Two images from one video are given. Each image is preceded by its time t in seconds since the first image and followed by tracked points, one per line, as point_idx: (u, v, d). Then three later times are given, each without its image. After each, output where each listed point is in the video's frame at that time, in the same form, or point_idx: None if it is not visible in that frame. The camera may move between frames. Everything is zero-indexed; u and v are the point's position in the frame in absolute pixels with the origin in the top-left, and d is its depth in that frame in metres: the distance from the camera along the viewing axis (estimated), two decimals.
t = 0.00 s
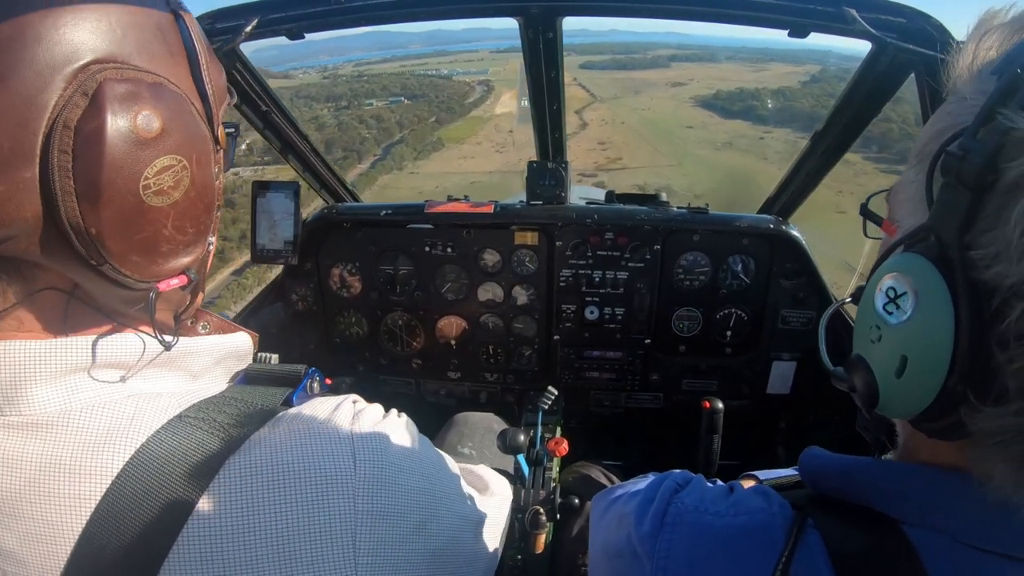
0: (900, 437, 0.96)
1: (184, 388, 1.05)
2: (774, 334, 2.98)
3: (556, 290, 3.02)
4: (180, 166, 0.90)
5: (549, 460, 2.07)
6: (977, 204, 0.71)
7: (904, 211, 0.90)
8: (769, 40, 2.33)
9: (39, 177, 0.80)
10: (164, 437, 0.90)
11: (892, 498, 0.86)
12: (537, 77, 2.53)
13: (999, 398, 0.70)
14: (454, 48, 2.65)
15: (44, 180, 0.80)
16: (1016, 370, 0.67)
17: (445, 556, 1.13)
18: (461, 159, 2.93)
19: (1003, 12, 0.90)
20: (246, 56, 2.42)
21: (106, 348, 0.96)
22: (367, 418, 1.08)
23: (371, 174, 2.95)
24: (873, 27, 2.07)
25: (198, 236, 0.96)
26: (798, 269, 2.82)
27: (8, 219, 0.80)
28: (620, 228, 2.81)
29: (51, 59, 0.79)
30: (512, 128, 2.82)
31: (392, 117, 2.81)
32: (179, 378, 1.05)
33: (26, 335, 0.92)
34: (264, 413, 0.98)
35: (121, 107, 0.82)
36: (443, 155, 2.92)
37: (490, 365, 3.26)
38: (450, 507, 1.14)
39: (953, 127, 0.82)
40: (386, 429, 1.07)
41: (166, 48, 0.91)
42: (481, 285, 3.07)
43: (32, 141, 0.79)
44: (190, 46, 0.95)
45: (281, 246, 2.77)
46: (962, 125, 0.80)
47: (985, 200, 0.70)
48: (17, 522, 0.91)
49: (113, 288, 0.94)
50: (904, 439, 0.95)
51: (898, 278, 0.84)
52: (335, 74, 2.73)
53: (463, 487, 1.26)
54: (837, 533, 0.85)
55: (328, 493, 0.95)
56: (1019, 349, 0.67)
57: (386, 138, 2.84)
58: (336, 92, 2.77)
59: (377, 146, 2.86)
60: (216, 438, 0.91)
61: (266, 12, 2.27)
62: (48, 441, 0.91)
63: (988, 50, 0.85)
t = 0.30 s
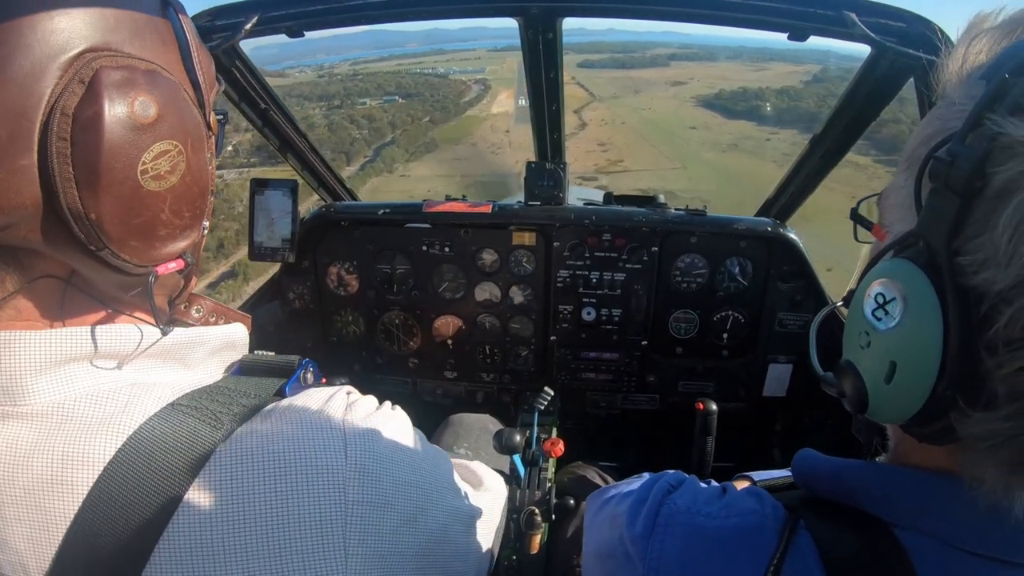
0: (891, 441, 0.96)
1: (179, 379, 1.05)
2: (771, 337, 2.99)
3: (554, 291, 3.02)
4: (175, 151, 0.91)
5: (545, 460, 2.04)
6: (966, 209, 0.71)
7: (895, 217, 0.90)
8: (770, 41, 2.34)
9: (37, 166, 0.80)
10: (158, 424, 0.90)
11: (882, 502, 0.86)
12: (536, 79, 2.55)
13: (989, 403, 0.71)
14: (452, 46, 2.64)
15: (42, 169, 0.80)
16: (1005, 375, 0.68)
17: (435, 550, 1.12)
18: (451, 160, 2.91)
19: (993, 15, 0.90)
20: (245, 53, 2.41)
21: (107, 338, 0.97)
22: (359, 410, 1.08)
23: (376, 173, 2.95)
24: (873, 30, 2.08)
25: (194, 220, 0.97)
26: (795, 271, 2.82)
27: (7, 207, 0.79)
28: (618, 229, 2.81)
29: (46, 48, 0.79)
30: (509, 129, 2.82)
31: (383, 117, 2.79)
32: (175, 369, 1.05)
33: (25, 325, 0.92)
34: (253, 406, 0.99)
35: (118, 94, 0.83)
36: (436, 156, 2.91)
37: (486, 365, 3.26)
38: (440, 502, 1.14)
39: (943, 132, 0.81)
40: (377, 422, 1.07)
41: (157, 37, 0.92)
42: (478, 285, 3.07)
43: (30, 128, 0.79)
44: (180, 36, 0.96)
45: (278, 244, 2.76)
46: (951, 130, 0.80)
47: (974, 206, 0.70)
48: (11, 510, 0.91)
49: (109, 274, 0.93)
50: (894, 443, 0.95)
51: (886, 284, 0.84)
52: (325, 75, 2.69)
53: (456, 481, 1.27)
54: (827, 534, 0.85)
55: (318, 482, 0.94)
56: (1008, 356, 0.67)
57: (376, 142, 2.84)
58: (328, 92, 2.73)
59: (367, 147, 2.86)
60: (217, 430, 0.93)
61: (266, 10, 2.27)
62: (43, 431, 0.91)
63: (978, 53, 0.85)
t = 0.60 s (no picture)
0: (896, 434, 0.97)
1: (175, 379, 1.04)
2: (768, 336, 2.99)
3: (550, 292, 3.02)
4: (171, 157, 0.90)
5: (543, 460, 2.03)
6: (974, 204, 0.71)
7: (902, 210, 0.91)
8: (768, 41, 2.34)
9: (32, 173, 0.80)
10: (154, 422, 0.90)
11: (888, 495, 0.86)
12: (531, 79, 2.55)
13: (999, 395, 0.71)
14: (450, 44, 2.60)
15: (37, 173, 0.80)
16: (1015, 367, 0.68)
17: (434, 545, 1.12)
18: (447, 160, 2.91)
19: (1000, 11, 0.91)
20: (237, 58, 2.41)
21: (102, 338, 0.96)
22: (354, 403, 1.08)
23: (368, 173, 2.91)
24: (867, 28, 2.08)
25: (190, 225, 0.96)
26: (791, 270, 2.83)
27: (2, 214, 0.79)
28: (614, 229, 2.81)
29: (39, 53, 0.78)
30: (507, 129, 2.83)
31: (377, 117, 2.74)
32: (173, 372, 1.04)
33: (22, 328, 0.92)
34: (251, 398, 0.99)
35: (113, 100, 0.82)
36: (433, 155, 2.89)
37: (484, 366, 3.25)
38: (438, 497, 1.13)
39: (952, 126, 0.82)
40: (374, 416, 1.07)
41: (153, 39, 0.91)
42: (476, 286, 3.06)
43: (24, 136, 0.78)
44: (174, 36, 0.95)
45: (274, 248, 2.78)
46: (958, 125, 0.81)
47: (982, 200, 0.70)
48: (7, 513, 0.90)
49: (103, 276, 0.92)
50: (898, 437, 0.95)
51: (895, 276, 0.84)
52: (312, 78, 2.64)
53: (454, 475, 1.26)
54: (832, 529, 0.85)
55: (315, 478, 0.94)
56: (1017, 348, 0.67)
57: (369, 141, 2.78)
58: (322, 91, 2.68)
59: (359, 147, 2.80)
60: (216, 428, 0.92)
61: (261, 13, 2.27)
62: (37, 432, 0.91)
63: (986, 49, 0.86)
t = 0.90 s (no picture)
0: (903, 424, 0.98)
1: (181, 393, 1.05)
2: (768, 329, 3.00)
3: (550, 291, 3.02)
4: (179, 185, 0.91)
5: (546, 461, 2.04)
6: (980, 190, 0.71)
7: (906, 198, 0.91)
8: (784, 44, 2.36)
9: (38, 200, 0.79)
10: (163, 440, 0.91)
11: (899, 486, 0.86)
12: (524, 78, 2.54)
13: (1008, 380, 0.71)
14: (453, 42, 2.56)
15: (43, 203, 0.80)
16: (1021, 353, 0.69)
17: (443, 558, 1.12)
18: (441, 157, 2.86)
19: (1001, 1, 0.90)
20: (233, 67, 2.44)
21: (111, 357, 0.97)
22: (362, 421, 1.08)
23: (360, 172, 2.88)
24: (859, 20, 2.09)
25: (195, 253, 0.97)
26: (790, 263, 2.83)
27: (9, 239, 0.78)
28: (613, 227, 2.82)
29: (49, 76, 0.78)
30: (507, 128, 2.81)
31: (373, 114, 2.72)
32: (179, 387, 1.05)
33: (26, 347, 0.92)
34: (261, 416, 0.99)
35: (122, 127, 0.82)
36: (430, 155, 2.84)
37: (485, 367, 3.26)
38: (447, 509, 1.13)
39: (955, 114, 0.82)
40: (382, 430, 1.07)
41: (165, 60, 0.91)
42: (475, 287, 3.06)
43: (31, 161, 0.78)
44: (187, 56, 0.95)
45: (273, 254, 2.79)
46: (962, 113, 0.81)
47: (987, 186, 0.71)
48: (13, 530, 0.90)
49: (115, 304, 0.94)
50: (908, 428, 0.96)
51: (901, 264, 0.84)
52: (314, 75, 2.63)
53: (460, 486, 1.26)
54: (840, 514, 0.85)
55: (324, 492, 0.94)
56: None
57: (366, 139, 2.77)
58: (319, 87, 2.66)
59: (350, 147, 2.79)
60: (218, 441, 0.93)
61: (255, 19, 2.27)
62: (42, 451, 0.90)
63: (985, 39, 0.86)
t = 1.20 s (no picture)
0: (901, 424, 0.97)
1: (177, 393, 1.04)
2: (769, 327, 2.99)
3: (550, 290, 3.02)
4: (164, 184, 0.91)
5: (547, 459, 2.06)
6: (970, 184, 0.72)
7: (902, 197, 0.91)
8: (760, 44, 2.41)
9: (23, 200, 0.80)
10: (156, 440, 0.91)
11: (898, 484, 0.86)
12: (524, 76, 2.53)
13: (1006, 373, 0.71)
14: (458, 39, 2.51)
15: (28, 203, 0.80)
16: (1018, 344, 0.68)
17: (439, 556, 1.12)
18: (442, 155, 2.86)
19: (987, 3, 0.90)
20: (234, 69, 2.44)
21: (98, 355, 0.97)
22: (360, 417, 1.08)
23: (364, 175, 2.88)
24: (858, 17, 2.08)
25: (182, 251, 0.97)
26: (790, 261, 2.84)
27: None
28: (613, 225, 2.82)
29: (32, 77, 0.78)
30: (510, 128, 2.81)
31: (371, 110, 2.67)
32: (174, 388, 1.05)
33: (19, 346, 0.93)
34: (258, 413, 0.99)
35: (104, 127, 0.82)
36: (428, 155, 2.83)
37: (486, 366, 3.26)
38: (443, 508, 1.13)
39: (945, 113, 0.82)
40: (380, 427, 1.07)
41: (150, 59, 0.91)
42: (476, 286, 3.06)
43: (15, 163, 0.78)
44: (172, 55, 0.95)
45: (273, 254, 2.79)
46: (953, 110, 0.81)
47: (978, 180, 0.71)
48: (8, 531, 0.90)
49: (102, 304, 0.94)
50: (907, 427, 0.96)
51: (896, 260, 0.84)
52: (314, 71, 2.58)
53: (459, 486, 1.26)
54: (840, 513, 0.85)
55: (320, 492, 0.94)
56: (1021, 324, 0.68)
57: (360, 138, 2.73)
58: (320, 82, 2.61)
59: (346, 145, 2.75)
60: (212, 439, 0.93)
61: (254, 20, 2.27)
62: (38, 450, 0.91)
63: (979, 36, 0.86)
